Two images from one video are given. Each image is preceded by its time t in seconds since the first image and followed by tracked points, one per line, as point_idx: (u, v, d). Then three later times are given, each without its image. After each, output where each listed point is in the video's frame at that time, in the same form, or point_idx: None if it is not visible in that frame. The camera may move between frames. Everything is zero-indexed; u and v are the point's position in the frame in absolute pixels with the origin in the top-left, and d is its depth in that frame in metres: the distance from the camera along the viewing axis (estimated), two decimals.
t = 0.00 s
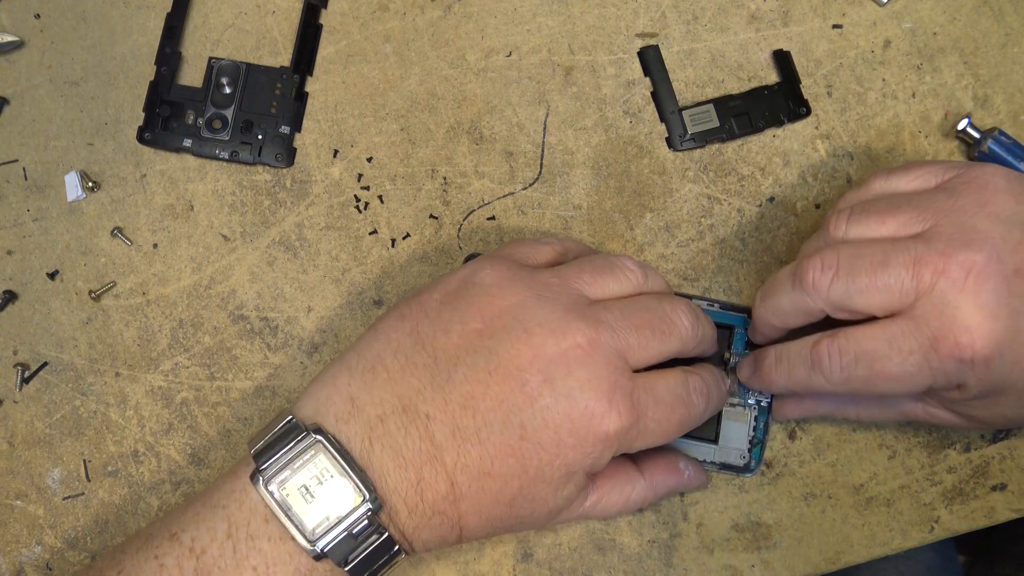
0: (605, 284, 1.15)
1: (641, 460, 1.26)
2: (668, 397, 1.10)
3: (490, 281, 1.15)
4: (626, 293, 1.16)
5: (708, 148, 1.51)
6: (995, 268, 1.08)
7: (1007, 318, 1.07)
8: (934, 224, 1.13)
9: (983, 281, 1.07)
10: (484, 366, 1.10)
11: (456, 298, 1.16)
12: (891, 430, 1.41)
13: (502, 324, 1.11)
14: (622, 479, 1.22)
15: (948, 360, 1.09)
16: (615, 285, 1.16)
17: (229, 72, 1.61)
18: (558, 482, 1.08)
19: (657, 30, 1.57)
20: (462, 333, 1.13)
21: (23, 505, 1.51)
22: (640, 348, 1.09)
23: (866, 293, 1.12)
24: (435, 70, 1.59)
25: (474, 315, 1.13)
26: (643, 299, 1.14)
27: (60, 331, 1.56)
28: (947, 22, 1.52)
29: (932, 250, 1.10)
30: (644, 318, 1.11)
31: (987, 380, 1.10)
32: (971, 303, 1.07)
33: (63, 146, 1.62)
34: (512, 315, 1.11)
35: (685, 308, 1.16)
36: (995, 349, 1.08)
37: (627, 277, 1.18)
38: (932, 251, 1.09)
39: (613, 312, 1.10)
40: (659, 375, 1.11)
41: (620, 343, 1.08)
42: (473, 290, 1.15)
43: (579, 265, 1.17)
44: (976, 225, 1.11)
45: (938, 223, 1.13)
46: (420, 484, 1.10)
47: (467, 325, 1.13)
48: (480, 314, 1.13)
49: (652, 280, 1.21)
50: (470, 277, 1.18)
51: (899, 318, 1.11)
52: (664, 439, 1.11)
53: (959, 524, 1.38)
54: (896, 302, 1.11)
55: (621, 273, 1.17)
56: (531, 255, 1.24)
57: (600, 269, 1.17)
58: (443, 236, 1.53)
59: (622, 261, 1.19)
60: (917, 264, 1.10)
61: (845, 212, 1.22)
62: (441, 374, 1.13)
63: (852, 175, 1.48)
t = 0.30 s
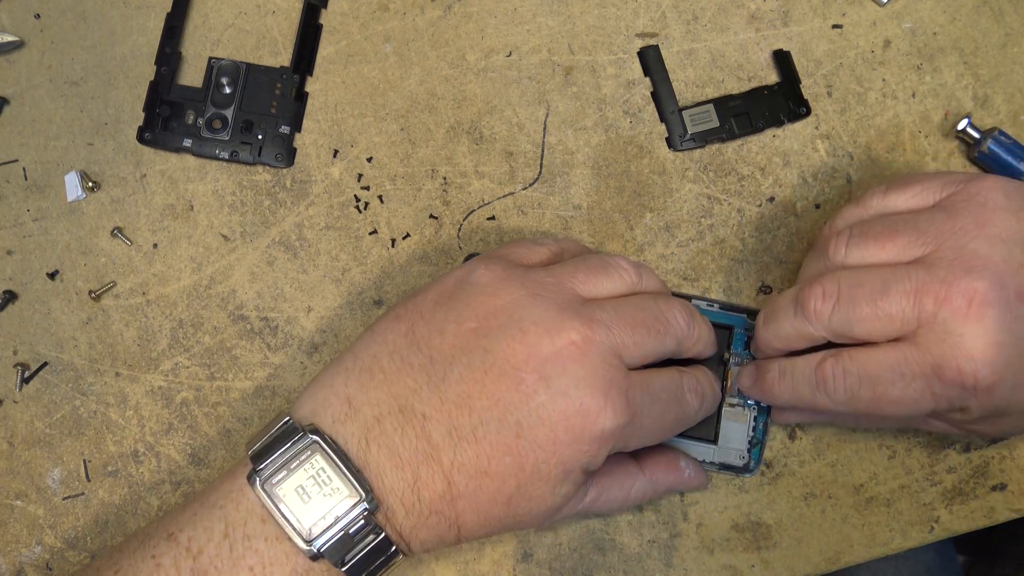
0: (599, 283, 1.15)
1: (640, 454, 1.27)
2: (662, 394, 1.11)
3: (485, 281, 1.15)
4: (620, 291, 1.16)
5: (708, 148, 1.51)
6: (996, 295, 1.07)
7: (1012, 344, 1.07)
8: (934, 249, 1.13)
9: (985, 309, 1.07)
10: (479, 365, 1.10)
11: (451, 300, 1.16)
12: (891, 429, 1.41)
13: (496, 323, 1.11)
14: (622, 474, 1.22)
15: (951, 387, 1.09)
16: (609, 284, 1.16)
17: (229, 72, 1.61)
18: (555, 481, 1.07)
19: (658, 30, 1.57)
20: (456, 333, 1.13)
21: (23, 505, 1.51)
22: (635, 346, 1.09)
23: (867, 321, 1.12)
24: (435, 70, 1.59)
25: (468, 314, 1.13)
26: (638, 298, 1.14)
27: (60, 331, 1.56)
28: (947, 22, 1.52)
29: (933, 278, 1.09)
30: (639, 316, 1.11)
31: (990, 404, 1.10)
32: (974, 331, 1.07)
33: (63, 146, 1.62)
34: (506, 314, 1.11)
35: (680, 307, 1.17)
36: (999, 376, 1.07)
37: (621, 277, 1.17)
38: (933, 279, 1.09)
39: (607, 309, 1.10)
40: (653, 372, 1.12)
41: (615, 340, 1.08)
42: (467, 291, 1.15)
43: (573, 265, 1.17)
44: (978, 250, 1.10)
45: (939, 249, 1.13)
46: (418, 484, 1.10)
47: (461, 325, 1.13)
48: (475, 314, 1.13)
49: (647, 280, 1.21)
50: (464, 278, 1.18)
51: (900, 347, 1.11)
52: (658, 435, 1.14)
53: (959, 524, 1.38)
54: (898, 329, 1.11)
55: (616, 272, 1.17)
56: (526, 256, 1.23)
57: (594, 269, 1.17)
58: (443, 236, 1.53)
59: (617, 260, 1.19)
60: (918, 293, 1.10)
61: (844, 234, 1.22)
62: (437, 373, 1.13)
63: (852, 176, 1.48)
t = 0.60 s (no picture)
0: (594, 282, 1.16)
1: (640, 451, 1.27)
2: (659, 391, 1.11)
3: (480, 281, 1.16)
4: (615, 290, 1.17)
5: (708, 148, 1.51)
6: (988, 295, 1.08)
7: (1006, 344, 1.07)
8: (926, 250, 1.13)
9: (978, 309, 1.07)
10: (475, 364, 1.10)
11: (447, 300, 1.16)
12: (891, 429, 1.41)
13: (492, 322, 1.11)
14: (624, 470, 1.23)
15: (946, 384, 1.09)
16: (604, 283, 1.16)
17: (229, 72, 1.61)
18: (553, 478, 1.07)
19: (657, 30, 1.57)
20: (452, 331, 1.13)
21: (23, 505, 1.51)
22: (631, 343, 1.09)
23: (861, 320, 1.12)
24: (435, 70, 1.59)
25: (464, 313, 1.13)
26: (634, 297, 1.14)
27: (60, 331, 1.56)
28: (947, 22, 1.53)
29: (926, 278, 1.09)
30: (635, 314, 1.12)
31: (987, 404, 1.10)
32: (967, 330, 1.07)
33: (63, 146, 1.62)
34: (502, 312, 1.11)
35: (677, 305, 1.17)
36: (994, 375, 1.07)
37: (616, 275, 1.18)
38: (926, 278, 1.09)
39: (602, 307, 1.11)
40: (650, 370, 1.11)
41: (611, 337, 1.08)
42: (463, 290, 1.16)
43: (568, 263, 1.18)
44: (970, 251, 1.10)
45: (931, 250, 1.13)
46: (416, 483, 1.10)
47: (457, 324, 1.13)
48: (470, 313, 1.13)
49: (642, 279, 1.21)
50: (460, 278, 1.18)
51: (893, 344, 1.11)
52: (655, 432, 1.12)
53: (959, 524, 1.38)
54: (891, 329, 1.11)
55: (610, 271, 1.18)
56: (521, 255, 1.23)
57: (588, 267, 1.17)
58: (443, 236, 1.53)
59: (611, 260, 1.19)
60: (911, 292, 1.09)
61: (838, 238, 1.22)
62: (434, 372, 1.12)
63: (852, 175, 1.48)
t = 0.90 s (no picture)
0: (591, 279, 1.16)
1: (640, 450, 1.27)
2: (658, 388, 1.11)
3: (478, 279, 1.16)
4: (612, 288, 1.17)
5: (708, 148, 1.51)
6: (988, 292, 1.08)
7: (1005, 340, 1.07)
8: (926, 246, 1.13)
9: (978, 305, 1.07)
10: (473, 361, 1.10)
11: (444, 299, 1.16)
12: (891, 429, 1.41)
13: (490, 319, 1.11)
14: (625, 469, 1.23)
15: (945, 381, 1.09)
16: (602, 281, 1.16)
17: (228, 72, 1.61)
18: (553, 475, 1.07)
19: (657, 30, 1.57)
20: (450, 330, 1.13)
21: (23, 505, 1.51)
22: (629, 340, 1.09)
23: (860, 315, 1.12)
24: (435, 70, 1.59)
25: (461, 312, 1.14)
26: (631, 295, 1.14)
27: (61, 331, 1.56)
28: (947, 22, 1.52)
29: (925, 274, 1.10)
30: (633, 311, 1.12)
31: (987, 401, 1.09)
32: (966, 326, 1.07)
33: (63, 146, 1.62)
34: (499, 309, 1.11)
35: (675, 303, 1.17)
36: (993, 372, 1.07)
37: (612, 274, 1.18)
38: (925, 275, 1.10)
39: (600, 304, 1.11)
40: (648, 367, 1.11)
41: (609, 333, 1.08)
42: (461, 289, 1.16)
43: (565, 262, 1.18)
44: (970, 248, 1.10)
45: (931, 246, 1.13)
46: (416, 483, 1.10)
47: (454, 322, 1.13)
48: (468, 311, 1.13)
49: (639, 278, 1.21)
50: (458, 277, 1.18)
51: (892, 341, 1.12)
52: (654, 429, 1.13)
53: (959, 524, 1.38)
54: (891, 324, 1.11)
55: (607, 269, 1.18)
56: (519, 254, 1.23)
57: (585, 265, 1.17)
58: (443, 236, 1.53)
59: (608, 258, 1.19)
60: (910, 288, 1.10)
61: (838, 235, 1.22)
62: (432, 371, 1.12)
63: (852, 175, 1.48)
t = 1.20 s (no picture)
0: (587, 278, 1.16)
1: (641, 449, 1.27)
2: (654, 383, 1.12)
3: (474, 279, 1.16)
4: (608, 285, 1.17)
5: (708, 148, 1.51)
6: (985, 316, 1.08)
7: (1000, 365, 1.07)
8: (927, 266, 1.13)
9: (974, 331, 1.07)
10: (469, 360, 1.10)
11: (441, 298, 1.16)
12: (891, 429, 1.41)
13: (485, 318, 1.11)
14: (625, 467, 1.23)
15: (939, 406, 1.10)
16: (597, 278, 1.16)
17: (228, 72, 1.61)
18: (552, 471, 1.07)
19: (657, 30, 1.57)
20: (446, 327, 1.13)
21: (23, 505, 1.51)
22: (625, 335, 1.09)
23: (858, 336, 1.12)
24: (435, 70, 1.59)
25: (457, 310, 1.13)
26: (626, 292, 1.14)
27: (61, 331, 1.56)
28: (947, 22, 1.52)
29: (924, 296, 1.10)
30: (628, 308, 1.12)
31: (981, 424, 1.10)
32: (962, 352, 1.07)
33: (63, 146, 1.62)
34: (495, 307, 1.11)
35: (671, 300, 1.17)
36: (988, 398, 1.07)
37: (608, 272, 1.18)
38: (924, 297, 1.09)
39: (595, 300, 1.11)
40: (643, 363, 1.12)
41: (604, 329, 1.08)
42: (457, 288, 1.16)
43: (561, 260, 1.18)
44: (970, 270, 1.10)
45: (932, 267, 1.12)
46: (415, 480, 1.10)
47: (450, 323, 1.13)
48: (464, 310, 1.13)
49: (635, 276, 1.21)
50: (455, 278, 1.18)
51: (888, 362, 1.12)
52: (650, 424, 1.14)
53: (959, 524, 1.38)
54: (888, 345, 1.12)
55: (602, 267, 1.18)
56: (515, 253, 1.23)
57: (581, 263, 1.17)
58: (443, 236, 1.53)
59: (604, 257, 1.20)
60: (908, 311, 1.10)
61: (839, 247, 1.22)
62: (429, 368, 1.12)
63: (851, 175, 1.48)
